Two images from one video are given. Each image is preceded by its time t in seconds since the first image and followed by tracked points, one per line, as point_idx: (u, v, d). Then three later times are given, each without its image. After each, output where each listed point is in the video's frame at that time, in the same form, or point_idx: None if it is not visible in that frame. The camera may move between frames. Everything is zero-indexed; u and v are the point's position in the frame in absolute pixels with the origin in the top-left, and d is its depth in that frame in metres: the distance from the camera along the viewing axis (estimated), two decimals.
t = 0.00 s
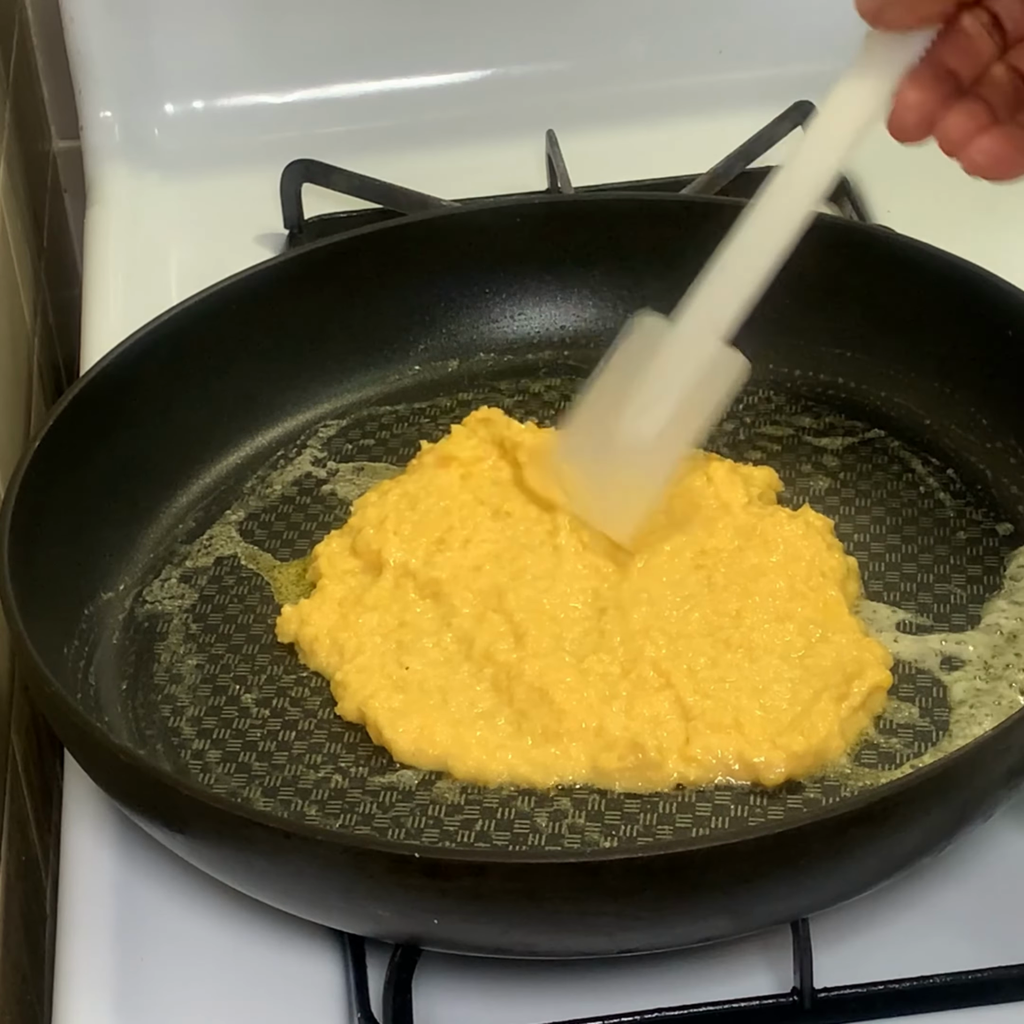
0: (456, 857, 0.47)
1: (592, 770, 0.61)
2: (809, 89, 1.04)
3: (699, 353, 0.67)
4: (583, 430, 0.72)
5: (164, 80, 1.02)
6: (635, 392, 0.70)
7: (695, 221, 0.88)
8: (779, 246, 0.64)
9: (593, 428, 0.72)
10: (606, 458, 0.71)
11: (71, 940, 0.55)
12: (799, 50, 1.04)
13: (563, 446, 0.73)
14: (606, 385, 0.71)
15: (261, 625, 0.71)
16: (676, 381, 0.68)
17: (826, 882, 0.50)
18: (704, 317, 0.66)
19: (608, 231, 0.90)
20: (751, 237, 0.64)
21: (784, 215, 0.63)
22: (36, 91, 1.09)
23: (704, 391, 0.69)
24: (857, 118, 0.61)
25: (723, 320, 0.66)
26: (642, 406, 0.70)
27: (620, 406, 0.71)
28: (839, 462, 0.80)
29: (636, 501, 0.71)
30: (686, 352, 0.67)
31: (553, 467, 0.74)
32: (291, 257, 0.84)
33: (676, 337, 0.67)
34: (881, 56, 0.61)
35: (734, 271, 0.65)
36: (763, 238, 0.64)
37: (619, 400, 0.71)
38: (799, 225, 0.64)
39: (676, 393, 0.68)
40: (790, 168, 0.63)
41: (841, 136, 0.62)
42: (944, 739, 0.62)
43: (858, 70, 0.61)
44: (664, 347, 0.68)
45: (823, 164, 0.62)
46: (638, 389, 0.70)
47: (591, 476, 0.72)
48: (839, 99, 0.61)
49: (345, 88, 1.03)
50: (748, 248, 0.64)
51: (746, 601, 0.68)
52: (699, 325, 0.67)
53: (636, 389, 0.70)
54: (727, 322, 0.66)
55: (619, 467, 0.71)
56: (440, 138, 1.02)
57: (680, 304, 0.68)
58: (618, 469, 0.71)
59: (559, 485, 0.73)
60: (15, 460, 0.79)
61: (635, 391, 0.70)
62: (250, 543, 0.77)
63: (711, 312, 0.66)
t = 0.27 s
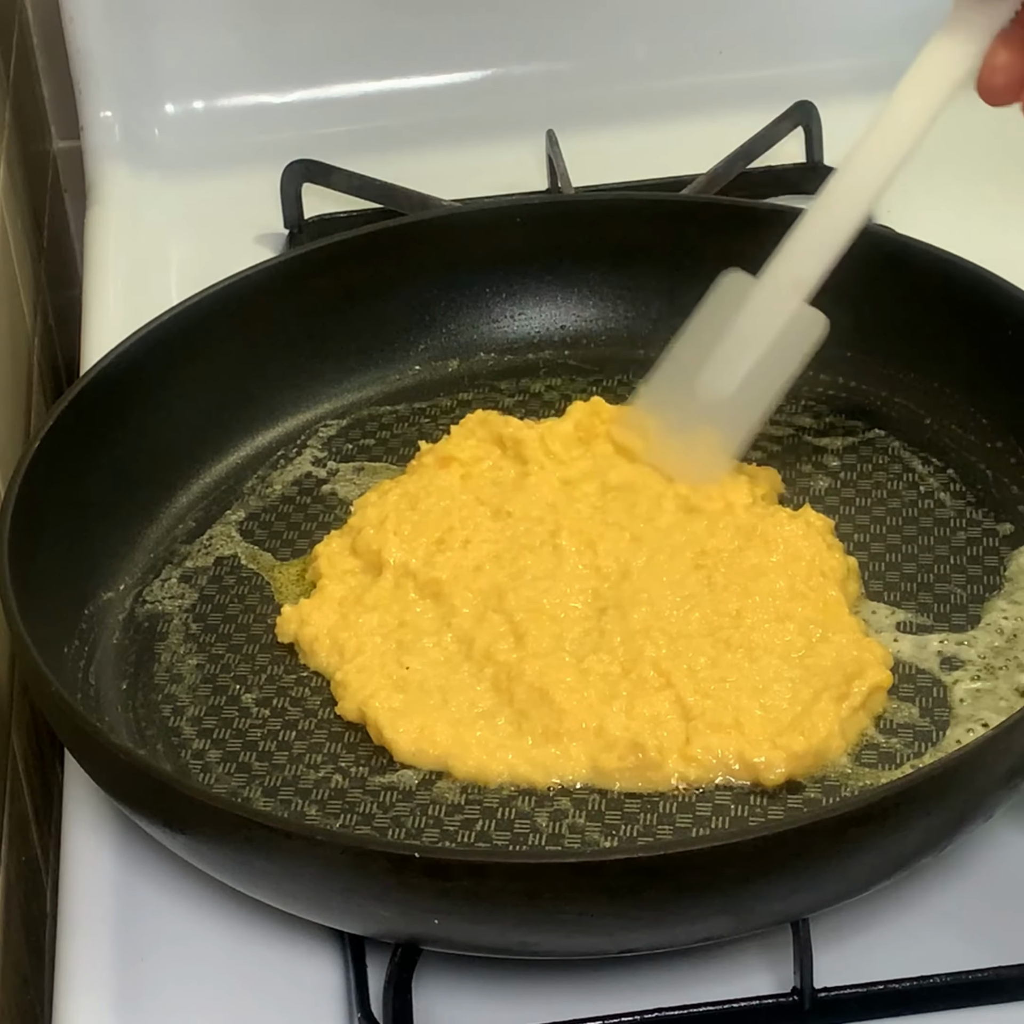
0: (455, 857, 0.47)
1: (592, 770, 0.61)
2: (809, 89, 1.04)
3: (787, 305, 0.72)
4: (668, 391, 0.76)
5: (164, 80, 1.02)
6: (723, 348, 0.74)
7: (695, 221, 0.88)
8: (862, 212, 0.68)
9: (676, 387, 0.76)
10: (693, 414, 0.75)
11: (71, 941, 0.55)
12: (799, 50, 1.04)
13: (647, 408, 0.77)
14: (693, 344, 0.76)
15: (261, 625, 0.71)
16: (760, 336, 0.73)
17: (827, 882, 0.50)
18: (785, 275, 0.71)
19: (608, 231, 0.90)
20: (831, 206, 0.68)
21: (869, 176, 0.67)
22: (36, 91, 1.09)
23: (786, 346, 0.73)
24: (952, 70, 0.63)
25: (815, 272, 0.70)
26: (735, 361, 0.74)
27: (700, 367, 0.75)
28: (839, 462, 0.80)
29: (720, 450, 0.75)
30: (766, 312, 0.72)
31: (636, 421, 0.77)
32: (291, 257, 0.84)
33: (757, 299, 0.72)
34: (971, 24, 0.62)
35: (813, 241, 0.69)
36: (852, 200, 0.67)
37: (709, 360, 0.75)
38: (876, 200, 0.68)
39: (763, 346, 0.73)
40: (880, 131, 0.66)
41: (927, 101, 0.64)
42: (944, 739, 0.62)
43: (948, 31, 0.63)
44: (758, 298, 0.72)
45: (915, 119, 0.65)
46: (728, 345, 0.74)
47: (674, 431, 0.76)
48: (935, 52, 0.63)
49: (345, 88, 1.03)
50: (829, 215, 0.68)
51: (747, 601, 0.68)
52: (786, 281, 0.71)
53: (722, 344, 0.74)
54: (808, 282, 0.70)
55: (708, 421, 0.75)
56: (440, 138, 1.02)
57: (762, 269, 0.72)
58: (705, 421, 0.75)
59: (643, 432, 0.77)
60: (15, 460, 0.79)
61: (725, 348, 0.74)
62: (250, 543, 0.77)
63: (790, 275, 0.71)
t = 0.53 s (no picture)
0: (455, 857, 0.47)
1: (592, 770, 0.61)
2: (808, 89, 1.04)
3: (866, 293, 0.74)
4: (749, 402, 0.78)
5: (165, 80, 1.02)
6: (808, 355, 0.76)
7: (695, 220, 0.88)
8: (937, 197, 0.71)
9: (760, 397, 0.78)
10: (782, 421, 0.77)
11: (71, 941, 0.55)
12: (799, 50, 1.04)
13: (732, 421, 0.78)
14: (772, 354, 0.79)
15: (261, 625, 0.71)
16: (844, 334, 0.76)
17: (827, 882, 0.50)
18: (863, 261, 0.74)
19: (608, 232, 0.90)
20: (902, 196, 0.72)
21: (938, 170, 0.71)
22: (36, 91, 1.09)
23: (870, 340, 0.76)
24: (1004, 67, 0.68)
25: (896, 253, 0.72)
26: (821, 365, 0.76)
27: (782, 376, 0.78)
28: (839, 462, 0.80)
29: (810, 455, 0.76)
30: (846, 305, 0.75)
31: (720, 430, 0.78)
32: (290, 257, 0.84)
33: (835, 291, 0.75)
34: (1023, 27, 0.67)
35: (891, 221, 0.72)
36: (929, 179, 0.71)
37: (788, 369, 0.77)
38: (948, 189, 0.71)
39: (851, 341, 0.76)
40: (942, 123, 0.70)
41: (984, 102, 0.69)
42: (944, 739, 0.62)
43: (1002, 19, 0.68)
44: (838, 290, 0.75)
45: (984, 102, 0.69)
46: (807, 344, 0.76)
47: (758, 437, 0.77)
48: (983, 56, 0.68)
49: (345, 88, 1.03)
50: (906, 195, 0.72)
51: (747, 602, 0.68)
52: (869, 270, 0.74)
53: (804, 348, 0.77)
54: (886, 280, 0.74)
55: (794, 425, 0.77)
56: (440, 138, 1.02)
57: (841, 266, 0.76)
58: (788, 427, 0.77)
59: (727, 441, 0.78)
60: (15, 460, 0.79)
61: (804, 351, 0.76)
62: (250, 543, 0.77)
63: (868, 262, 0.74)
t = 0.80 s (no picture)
0: (456, 857, 0.47)
1: (592, 770, 0.61)
2: (809, 89, 1.04)
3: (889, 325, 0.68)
4: (757, 458, 0.73)
5: (165, 80, 1.02)
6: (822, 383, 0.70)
7: (695, 220, 0.88)
8: (952, 228, 0.65)
9: (762, 462, 0.72)
10: (794, 484, 0.71)
11: (72, 940, 0.55)
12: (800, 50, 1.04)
13: (744, 491, 0.72)
14: (778, 407, 0.73)
15: (261, 625, 0.71)
16: (854, 383, 0.69)
17: (827, 882, 0.50)
18: (882, 304, 0.67)
19: (608, 232, 0.90)
20: (898, 253, 0.66)
21: (955, 181, 0.64)
22: (36, 91, 1.09)
23: (888, 402, 0.71)
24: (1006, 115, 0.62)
25: (909, 300, 0.67)
26: (818, 414, 0.70)
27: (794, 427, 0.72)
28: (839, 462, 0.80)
29: (830, 526, 0.70)
30: (860, 354, 0.69)
31: (726, 502, 0.73)
32: (290, 258, 0.84)
33: (845, 338, 0.69)
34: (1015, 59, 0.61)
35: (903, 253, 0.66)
36: (934, 225, 0.65)
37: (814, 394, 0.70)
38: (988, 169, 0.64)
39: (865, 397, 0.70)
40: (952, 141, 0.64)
41: (997, 125, 0.62)
42: (944, 739, 0.62)
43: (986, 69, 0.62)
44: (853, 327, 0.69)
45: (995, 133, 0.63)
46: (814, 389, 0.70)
47: (772, 511, 0.71)
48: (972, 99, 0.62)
49: (346, 88, 1.03)
50: (917, 217, 0.66)
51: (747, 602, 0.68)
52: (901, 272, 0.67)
53: (818, 387, 0.70)
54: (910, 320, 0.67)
55: (811, 497, 0.71)
56: (440, 138, 1.02)
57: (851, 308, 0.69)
58: (808, 511, 0.71)
59: (737, 508, 0.72)
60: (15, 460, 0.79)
61: (813, 398, 0.70)
62: (250, 543, 0.77)
63: (880, 297, 0.67)
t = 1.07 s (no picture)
0: (455, 857, 0.47)
1: (591, 770, 0.61)
2: (809, 89, 1.04)
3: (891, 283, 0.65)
4: (780, 379, 0.72)
5: (165, 80, 1.02)
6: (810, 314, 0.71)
7: (695, 220, 0.88)
8: (948, 220, 0.63)
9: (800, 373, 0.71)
10: (817, 407, 0.70)
11: (71, 940, 0.55)
12: (800, 50, 1.04)
13: (767, 411, 0.72)
14: (805, 330, 0.71)
15: (261, 625, 0.71)
16: (882, 317, 0.66)
17: (827, 882, 0.50)
18: (888, 265, 0.65)
19: (608, 232, 0.90)
20: (929, 197, 0.63)
21: (955, 181, 0.62)
22: (36, 91, 1.09)
23: (910, 320, 0.67)
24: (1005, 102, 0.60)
25: (917, 261, 0.64)
26: (831, 348, 0.69)
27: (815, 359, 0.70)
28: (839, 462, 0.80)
29: (848, 444, 0.70)
30: (865, 311, 0.67)
31: (752, 419, 0.73)
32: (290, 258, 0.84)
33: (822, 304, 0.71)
34: None
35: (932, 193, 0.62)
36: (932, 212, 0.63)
37: (809, 323, 0.72)
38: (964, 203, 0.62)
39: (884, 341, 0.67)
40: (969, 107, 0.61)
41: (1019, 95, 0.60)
42: (944, 739, 0.62)
43: None
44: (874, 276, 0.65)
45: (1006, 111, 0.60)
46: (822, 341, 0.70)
47: (794, 427, 0.71)
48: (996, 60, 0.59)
49: (346, 88, 1.03)
50: (930, 194, 0.62)
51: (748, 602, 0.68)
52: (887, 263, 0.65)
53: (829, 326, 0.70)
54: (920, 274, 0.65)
55: (828, 412, 0.70)
56: (439, 138, 1.02)
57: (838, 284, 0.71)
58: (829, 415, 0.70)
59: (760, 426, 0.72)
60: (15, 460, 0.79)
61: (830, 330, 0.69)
62: (250, 543, 0.77)
63: (890, 261, 0.65)
